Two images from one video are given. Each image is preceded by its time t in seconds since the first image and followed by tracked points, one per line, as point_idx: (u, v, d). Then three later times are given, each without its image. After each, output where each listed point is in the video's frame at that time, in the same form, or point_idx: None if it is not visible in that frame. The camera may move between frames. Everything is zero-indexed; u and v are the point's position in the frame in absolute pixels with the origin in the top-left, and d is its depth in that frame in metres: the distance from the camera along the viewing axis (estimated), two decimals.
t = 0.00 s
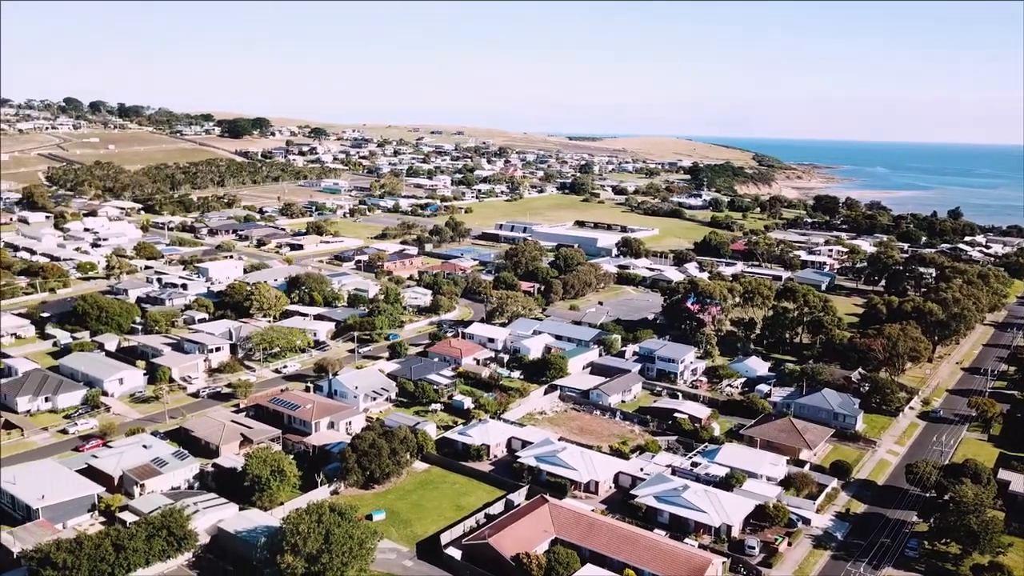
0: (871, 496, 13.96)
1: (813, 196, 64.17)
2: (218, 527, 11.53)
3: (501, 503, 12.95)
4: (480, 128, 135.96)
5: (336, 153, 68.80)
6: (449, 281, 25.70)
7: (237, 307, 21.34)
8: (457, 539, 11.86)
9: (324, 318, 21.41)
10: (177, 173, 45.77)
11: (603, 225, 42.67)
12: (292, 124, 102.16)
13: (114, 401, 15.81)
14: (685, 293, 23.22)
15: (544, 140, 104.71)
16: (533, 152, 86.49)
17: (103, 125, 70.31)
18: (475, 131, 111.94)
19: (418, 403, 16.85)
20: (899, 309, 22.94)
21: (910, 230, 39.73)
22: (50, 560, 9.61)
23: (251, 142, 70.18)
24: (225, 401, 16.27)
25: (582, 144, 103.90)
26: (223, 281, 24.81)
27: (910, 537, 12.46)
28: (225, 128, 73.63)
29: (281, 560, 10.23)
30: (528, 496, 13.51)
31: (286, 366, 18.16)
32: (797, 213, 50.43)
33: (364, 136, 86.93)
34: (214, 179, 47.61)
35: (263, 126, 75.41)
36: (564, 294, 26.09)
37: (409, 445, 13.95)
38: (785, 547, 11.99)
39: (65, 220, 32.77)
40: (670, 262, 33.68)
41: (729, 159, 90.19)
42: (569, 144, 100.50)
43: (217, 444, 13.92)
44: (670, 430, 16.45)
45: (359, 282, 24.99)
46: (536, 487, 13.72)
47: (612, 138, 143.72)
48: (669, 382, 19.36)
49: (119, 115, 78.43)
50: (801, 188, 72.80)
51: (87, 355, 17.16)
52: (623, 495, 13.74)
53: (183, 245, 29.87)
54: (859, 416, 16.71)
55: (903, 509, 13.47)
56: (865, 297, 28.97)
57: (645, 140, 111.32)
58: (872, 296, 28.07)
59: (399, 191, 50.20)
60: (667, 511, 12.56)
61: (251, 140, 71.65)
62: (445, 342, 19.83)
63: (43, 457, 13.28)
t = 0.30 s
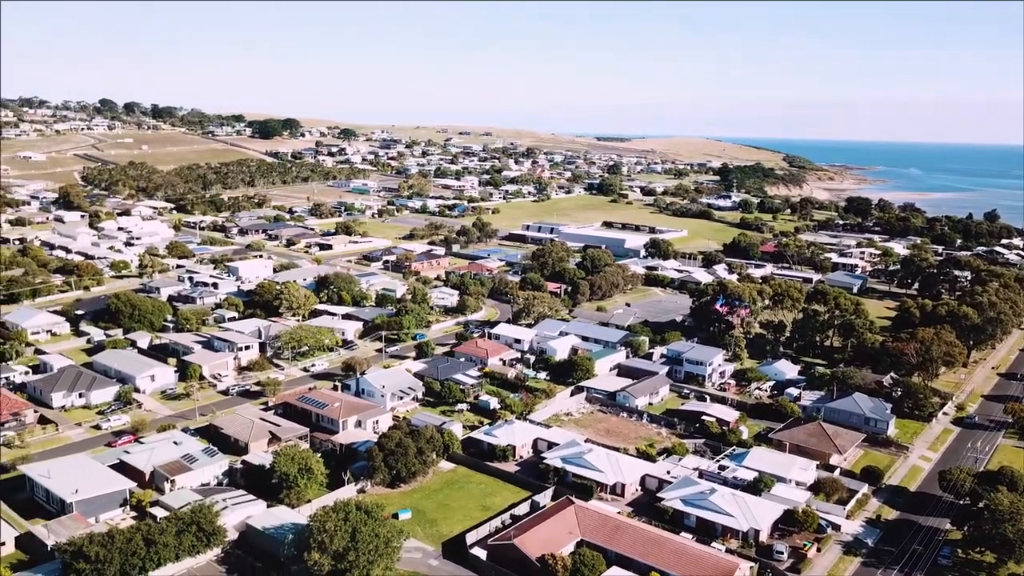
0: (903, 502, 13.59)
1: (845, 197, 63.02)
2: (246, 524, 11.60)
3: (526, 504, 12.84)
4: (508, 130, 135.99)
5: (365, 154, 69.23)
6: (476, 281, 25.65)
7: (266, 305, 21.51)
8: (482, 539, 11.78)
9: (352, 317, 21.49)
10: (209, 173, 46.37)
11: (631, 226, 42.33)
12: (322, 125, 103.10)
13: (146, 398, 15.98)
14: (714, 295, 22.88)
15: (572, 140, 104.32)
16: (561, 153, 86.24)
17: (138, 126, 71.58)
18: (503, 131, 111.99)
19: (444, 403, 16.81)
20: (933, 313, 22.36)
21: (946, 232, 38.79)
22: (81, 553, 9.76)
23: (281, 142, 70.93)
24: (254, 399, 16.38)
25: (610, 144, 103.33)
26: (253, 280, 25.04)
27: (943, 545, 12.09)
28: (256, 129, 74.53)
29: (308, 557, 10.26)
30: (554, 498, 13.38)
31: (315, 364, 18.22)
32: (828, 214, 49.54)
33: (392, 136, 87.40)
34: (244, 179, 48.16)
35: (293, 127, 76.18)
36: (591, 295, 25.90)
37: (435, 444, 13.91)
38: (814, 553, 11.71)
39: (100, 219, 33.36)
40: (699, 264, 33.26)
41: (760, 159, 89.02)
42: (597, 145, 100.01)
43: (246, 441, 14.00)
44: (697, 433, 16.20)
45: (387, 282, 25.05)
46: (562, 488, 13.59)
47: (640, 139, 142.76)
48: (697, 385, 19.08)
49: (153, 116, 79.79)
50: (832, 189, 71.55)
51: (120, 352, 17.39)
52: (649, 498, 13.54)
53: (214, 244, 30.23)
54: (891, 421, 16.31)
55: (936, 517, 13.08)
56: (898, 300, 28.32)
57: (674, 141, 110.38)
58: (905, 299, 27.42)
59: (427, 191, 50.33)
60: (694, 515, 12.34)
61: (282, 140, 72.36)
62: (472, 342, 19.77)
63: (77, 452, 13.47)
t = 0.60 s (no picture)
0: (935, 509, 13.21)
1: (878, 199, 61.82)
2: (274, 520, 11.66)
3: (552, 505, 12.73)
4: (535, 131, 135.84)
5: (393, 154, 69.57)
6: (503, 282, 25.57)
7: (295, 305, 21.66)
8: (507, 539, 11.70)
9: (379, 317, 21.55)
10: (240, 174, 46.96)
11: (658, 227, 41.95)
12: (352, 126, 103.94)
13: (176, 395, 16.15)
14: (742, 297, 22.53)
15: (600, 141, 103.82)
16: (589, 153, 85.89)
17: (171, 126, 72.74)
18: (530, 132, 111.85)
19: (470, 403, 16.75)
20: (968, 317, 21.78)
21: (982, 235, 37.83)
22: (114, 547, 9.80)
23: (310, 143, 71.59)
24: (282, 397, 16.47)
25: (638, 145, 102.67)
26: (282, 280, 25.25)
27: (977, 554, 11.71)
28: (286, 130, 75.33)
29: (334, 554, 10.26)
30: (580, 499, 13.24)
31: (342, 363, 18.28)
32: (860, 216, 48.62)
33: (420, 137, 87.79)
34: (274, 179, 48.69)
35: (322, 128, 76.85)
36: (618, 296, 25.68)
37: (461, 444, 13.85)
38: (843, 559, 11.43)
39: (134, 219, 33.91)
40: (728, 265, 32.81)
41: (790, 160, 87.77)
42: (625, 145, 99.40)
43: (274, 439, 14.06)
44: (725, 436, 15.94)
45: (414, 282, 25.09)
46: (588, 490, 13.44)
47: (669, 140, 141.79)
48: (725, 388, 18.79)
49: (186, 117, 81.09)
50: (865, 191, 70.28)
51: (151, 349, 17.60)
52: (676, 501, 13.34)
53: (245, 243, 30.56)
54: (924, 427, 15.89)
55: (970, 525, 12.68)
56: (932, 304, 27.64)
57: (702, 141, 109.35)
58: (939, 303, 26.77)
59: (454, 192, 50.42)
60: (721, 518, 12.10)
61: (311, 141, 73.05)
62: (498, 343, 19.68)
63: (109, 448, 13.63)
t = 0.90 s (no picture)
0: (970, 517, 12.82)
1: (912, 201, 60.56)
2: (301, 518, 11.70)
3: (578, 506, 12.60)
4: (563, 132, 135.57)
5: (421, 155, 69.85)
6: (529, 282, 25.47)
7: (324, 304, 21.81)
8: (533, 540, 11.60)
9: (406, 316, 21.58)
10: (270, 174, 47.51)
11: (687, 228, 41.50)
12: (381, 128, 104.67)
13: (206, 392, 16.31)
14: (772, 300, 22.18)
15: (629, 142, 103.24)
16: (617, 154, 85.44)
17: (204, 127, 73.85)
18: (558, 132, 111.60)
19: (496, 404, 16.69)
20: (1006, 321, 21.18)
21: (1020, 237, 36.80)
22: (144, 541, 9.90)
23: (339, 144, 72.20)
24: (310, 395, 16.56)
25: (667, 145, 101.88)
26: (310, 279, 25.45)
27: (1014, 563, 11.34)
28: (316, 131, 76.04)
29: (360, 552, 10.27)
30: (605, 501, 13.09)
31: (369, 362, 18.34)
32: (893, 218, 47.64)
33: (449, 138, 88.06)
34: (304, 180, 49.15)
35: (351, 128, 77.40)
36: (646, 298, 25.43)
37: (487, 445, 13.78)
38: (874, 565, 11.13)
39: (167, 218, 34.44)
40: (757, 267, 32.34)
41: (821, 161, 86.39)
42: (653, 146, 98.68)
43: (302, 437, 14.12)
44: (754, 439, 15.67)
45: (441, 282, 25.12)
46: (614, 493, 13.28)
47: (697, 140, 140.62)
48: (754, 391, 18.48)
49: (218, 118, 82.30)
50: (898, 192, 68.91)
51: (182, 347, 17.82)
52: (703, 505, 13.12)
53: (275, 243, 30.88)
54: (958, 433, 15.47)
55: (1005, 533, 12.29)
56: (968, 307, 26.94)
57: (731, 142, 108.19)
58: (975, 306, 26.09)
59: (482, 193, 50.44)
60: (749, 523, 11.87)
61: (340, 142, 73.66)
62: (524, 343, 19.59)
63: (140, 443, 13.79)
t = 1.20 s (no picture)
0: (1007, 526, 12.42)
1: (950, 202, 59.11)
2: (329, 515, 11.73)
3: (605, 508, 12.46)
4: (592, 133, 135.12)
5: (450, 156, 70.09)
6: (557, 283, 25.33)
7: (353, 303, 21.93)
8: (560, 541, 11.50)
9: (434, 316, 21.60)
10: (301, 174, 48.02)
11: (717, 230, 41.01)
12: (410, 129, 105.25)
13: (237, 390, 16.47)
14: (804, 302, 21.78)
15: (658, 142, 102.51)
16: (647, 154, 84.89)
17: (237, 128, 74.91)
18: (587, 133, 111.19)
19: (524, 404, 16.61)
20: None
21: None
22: (176, 536, 10.01)
23: (369, 145, 72.72)
24: (339, 394, 16.63)
25: (697, 146, 100.90)
26: (340, 279, 25.62)
27: None
28: (346, 132, 76.69)
29: (387, 550, 10.26)
30: (633, 503, 12.92)
31: (398, 362, 18.38)
32: (929, 220, 46.56)
33: (477, 139, 88.23)
34: (334, 180, 49.57)
35: (381, 129, 77.94)
36: (676, 299, 25.14)
37: (514, 445, 13.71)
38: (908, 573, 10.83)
39: (199, 217, 34.94)
40: (788, 269, 31.81)
41: (855, 162, 84.87)
42: (683, 146, 97.83)
43: (331, 435, 14.17)
44: (784, 443, 15.37)
45: (469, 282, 25.11)
46: (641, 495, 13.11)
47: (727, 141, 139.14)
48: (785, 395, 18.14)
49: (251, 119, 83.45)
50: (934, 194, 67.37)
51: (214, 345, 18.02)
52: (732, 509, 12.89)
53: (305, 242, 31.16)
54: (996, 440, 15.02)
55: None
56: (1006, 312, 26.20)
57: (763, 143, 106.81)
58: (1015, 311, 25.37)
59: (510, 194, 50.40)
60: (779, 528, 11.63)
61: (370, 142, 74.20)
62: (552, 344, 19.47)
63: (173, 439, 13.94)
